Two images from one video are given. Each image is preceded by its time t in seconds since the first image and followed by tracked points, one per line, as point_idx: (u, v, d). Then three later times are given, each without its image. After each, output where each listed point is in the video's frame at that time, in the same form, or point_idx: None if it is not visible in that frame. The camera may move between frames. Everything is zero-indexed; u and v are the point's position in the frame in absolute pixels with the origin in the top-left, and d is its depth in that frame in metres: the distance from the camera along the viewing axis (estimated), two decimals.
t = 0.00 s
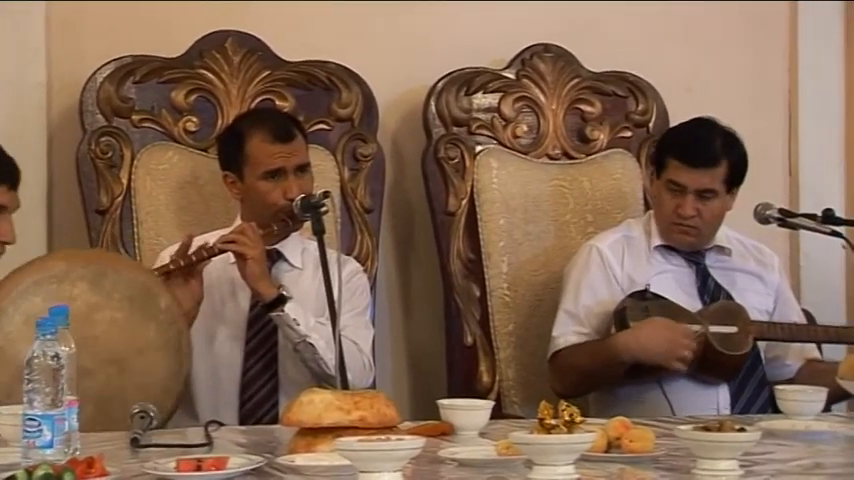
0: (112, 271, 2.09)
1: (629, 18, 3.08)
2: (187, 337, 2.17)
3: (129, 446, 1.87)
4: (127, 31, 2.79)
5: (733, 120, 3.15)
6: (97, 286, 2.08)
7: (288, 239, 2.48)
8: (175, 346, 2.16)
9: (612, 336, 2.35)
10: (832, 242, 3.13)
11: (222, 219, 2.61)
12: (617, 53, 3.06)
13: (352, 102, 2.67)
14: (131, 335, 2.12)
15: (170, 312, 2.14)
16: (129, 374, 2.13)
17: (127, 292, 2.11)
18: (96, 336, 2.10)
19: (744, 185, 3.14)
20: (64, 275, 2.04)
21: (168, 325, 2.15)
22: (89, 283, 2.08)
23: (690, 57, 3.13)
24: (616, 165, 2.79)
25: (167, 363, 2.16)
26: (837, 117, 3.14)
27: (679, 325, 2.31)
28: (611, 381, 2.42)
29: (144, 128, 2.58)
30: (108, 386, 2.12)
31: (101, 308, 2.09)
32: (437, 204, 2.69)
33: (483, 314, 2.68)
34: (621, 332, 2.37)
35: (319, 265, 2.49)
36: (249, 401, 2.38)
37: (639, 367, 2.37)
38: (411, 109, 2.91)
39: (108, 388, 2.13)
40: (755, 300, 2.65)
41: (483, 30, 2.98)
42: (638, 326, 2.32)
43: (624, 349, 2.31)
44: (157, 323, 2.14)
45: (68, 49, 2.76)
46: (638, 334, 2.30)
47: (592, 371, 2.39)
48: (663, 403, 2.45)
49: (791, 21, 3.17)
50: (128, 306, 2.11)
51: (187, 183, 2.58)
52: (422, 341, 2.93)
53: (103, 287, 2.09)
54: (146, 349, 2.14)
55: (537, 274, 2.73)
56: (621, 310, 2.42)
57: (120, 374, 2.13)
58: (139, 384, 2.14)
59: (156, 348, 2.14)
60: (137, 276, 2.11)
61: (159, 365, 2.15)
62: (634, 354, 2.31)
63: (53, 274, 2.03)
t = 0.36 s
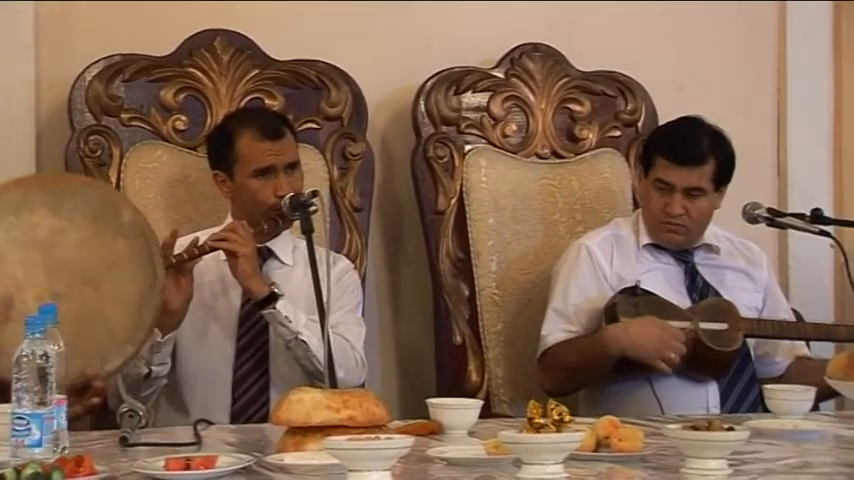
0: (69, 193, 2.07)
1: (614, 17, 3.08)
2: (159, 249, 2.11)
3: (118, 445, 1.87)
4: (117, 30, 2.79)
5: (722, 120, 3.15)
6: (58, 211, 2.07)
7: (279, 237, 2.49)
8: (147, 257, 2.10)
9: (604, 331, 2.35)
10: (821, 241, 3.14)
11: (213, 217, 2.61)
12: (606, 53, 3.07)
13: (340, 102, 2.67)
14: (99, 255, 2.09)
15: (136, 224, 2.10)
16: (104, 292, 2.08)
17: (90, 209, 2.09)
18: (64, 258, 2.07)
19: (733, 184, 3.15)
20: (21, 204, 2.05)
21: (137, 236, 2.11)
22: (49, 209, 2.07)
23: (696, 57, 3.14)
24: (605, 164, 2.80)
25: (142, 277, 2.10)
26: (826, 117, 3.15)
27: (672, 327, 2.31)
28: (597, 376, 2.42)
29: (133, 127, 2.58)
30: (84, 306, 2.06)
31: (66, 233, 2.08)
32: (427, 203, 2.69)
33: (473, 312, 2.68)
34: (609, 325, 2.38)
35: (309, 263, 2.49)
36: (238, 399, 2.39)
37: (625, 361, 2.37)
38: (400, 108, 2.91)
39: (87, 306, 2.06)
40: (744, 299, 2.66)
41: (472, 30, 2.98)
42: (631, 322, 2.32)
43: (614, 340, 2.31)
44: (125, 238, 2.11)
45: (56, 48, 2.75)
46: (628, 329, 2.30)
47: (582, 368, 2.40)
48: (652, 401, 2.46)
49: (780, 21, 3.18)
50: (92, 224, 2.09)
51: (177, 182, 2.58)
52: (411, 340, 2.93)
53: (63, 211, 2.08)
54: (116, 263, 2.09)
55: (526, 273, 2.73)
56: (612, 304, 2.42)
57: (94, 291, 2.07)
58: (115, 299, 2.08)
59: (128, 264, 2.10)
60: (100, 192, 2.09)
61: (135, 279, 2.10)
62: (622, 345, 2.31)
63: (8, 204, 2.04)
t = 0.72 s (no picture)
0: (42, 220, 2.13)
1: (615, 17, 3.10)
2: (129, 276, 2.15)
3: (109, 444, 1.86)
4: (107, 30, 2.79)
5: (713, 120, 3.16)
6: (27, 237, 2.13)
7: (269, 236, 2.49)
8: (118, 286, 2.15)
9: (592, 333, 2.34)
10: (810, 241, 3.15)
11: (203, 216, 2.61)
12: (596, 52, 3.07)
13: (330, 101, 2.68)
14: (71, 281, 2.14)
15: (107, 254, 2.16)
16: (73, 319, 2.13)
17: (60, 238, 2.15)
18: (34, 283, 2.12)
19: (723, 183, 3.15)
20: None
21: (108, 266, 2.15)
22: (19, 235, 2.12)
23: (697, 57, 3.16)
24: (595, 164, 2.80)
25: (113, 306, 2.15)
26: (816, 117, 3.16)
27: (660, 325, 2.31)
28: (590, 377, 2.42)
29: (123, 126, 2.58)
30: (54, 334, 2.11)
31: (35, 259, 2.13)
32: (417, 202, 2.69)
33: (462, 312, 2.69)
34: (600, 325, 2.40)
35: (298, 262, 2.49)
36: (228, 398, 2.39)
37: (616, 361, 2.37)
38: (390, 107, 2.91)
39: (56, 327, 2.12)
40: (733, 298, 2.66)
41: (463, 29, 2.99)
42: (617, 321, 2.32)
43: (603, 339, 2.31)
44: (95, 267, 2.15)
45: (45, 46, 2.75)
46: (618, 328, 2.30)
47: (572, 368, 2.40)
48: (640, 401, 2.47)
49: (770, 20, 3.19)
50: (62, 252, 2.14)
51: (167, 181, 2.58)
52: (401, 339, 2.93)
53: (33, 238, 2.13)
54: (87, 293, 2.15)
55: (516, 273, 2.73)
56: (602, 305, 2.44)
57: (66, 318, 2.13)
58: (86, 326, 2.13)
59: (99, 292, 2.15)
60: (69, 221, 2.15)
61: (106, 308, 2.15)
62: (612, 345, 2.30)
63: None
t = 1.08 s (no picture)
0: (21, 224, 2.08)
1: (614, 17, 3.10)
2: (107, 279, 2.12)
3: (104, 444, 1.86)
4: (102, 30, 2.79)
5: (709, 119, 3.16)
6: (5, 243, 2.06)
7: (264, 236, 2.49)
8: (96, 287, 2.11)
9: (587, 338, 2.35)
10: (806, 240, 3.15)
11: (198, 216, 2.61)
12: (592, 50, 3.07)
13: (325, 100, 2.68)
14: (47, 286, 2.07)
15: (85, 256, 2.11)
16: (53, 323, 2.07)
17: (37, 243, 2.08)
18: (13, 290, 2.05)
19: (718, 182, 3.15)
20: None
21: (86, 268, 2.10)
22: None
23: (698, 57, 3.17)
24: (591, 163, 2.80)
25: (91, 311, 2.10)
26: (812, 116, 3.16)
27: (648, 315, 2.33)
28: (585, 380, 2.43)
29: (118, 126, 2.58)
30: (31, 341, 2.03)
31: (12, 266, 2.06)
32: (412, 201, 2.69)
33: (458, 311, 2.69)
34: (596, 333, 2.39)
35: (294, 262, 2.49)
36: (224, 397, 2.39)
37: (616, 365, 2.38)
38: (386, 107, 2.91)
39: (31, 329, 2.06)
40: (728, 297, 2.67)
41: (460, 29, 2.99)
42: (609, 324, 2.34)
43: (600, 349, 2.32)
44: (73, 271, 2.10)
45: (41, 46, 2.75)
46: (613, 333, 2.32)
47: (567, 371, 2.41)
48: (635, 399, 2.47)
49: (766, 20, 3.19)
50: (40, 257, 2.08)
51: (162, 180, 2.58)
52: (396, 338, 2.93)
53: (12, 243, 2.07)
54: (65, 296, 2.09)
55: (512, 272, 2.73)
56: (596, 308, 2.44)
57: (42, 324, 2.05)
58: (64, 331, 2.07)
59: (75, 294, 2.09)
60: (46, 225, 2.09)
61: (83, 313, 2.09)
62: (610, 354, 2.32)
63: None
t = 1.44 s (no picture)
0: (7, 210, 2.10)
1: (614, 16, 3.10)
2: (102, 249, 2.16)
3: (109, 442, 1.87)
4: (105, 29, 2.79)
5: (712, 117, 3.16)
6: None
7: (267, 234, 2.49)
8: (95, 261, 2.15)
9: (588, 340, 2.35)
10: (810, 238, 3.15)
11: (202, 215, 2.61)
12: (593, 50, 3.07)
13: (330, 98, 2.68)
14: (51, 267, 2.13)
15: (77, 232, 2.15)
16: (65, 294, 2.13)
17: (26, 226, 2.12)
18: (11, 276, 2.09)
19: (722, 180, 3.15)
20: None
21: (81, 242, 2.15)
22: None
23: (696, 57, 3.16)
24: (595, 161, 2.80)
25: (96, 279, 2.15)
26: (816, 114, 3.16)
27: (659, 339, 2.31)
28: (587, 379, 2.42)
29: (122, 124, 2.58)
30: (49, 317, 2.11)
31: (11, 253, 2.10)
32: (416, 199, 2.69)
33: (462, 308, 2.69)
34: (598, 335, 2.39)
35: (297, 260, 2.50)
36: (229, 396, 2.40)
37: (615, 369, 2.38)
38: (390, 105, 2.91)
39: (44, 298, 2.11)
40: (732, 295, 2.66)
41: (463, 28, 2.99)
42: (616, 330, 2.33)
43: (602, 350, 2.32)
44: (69, 245, 2.14)
45: (45, 44, 2.75)
46: (616, 337, 2.31)
47: (570, 372, 2.40)
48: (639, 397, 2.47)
49: (769, 18, 3.19)
50: (33, 241, 2.12)
51: (166, 178, 2.58)
52: (400, 336, 2.93)
53: None
54: (69, 274, 2.14)
55: (516, 270, 2.73)
56: (599, 313, 2.44)
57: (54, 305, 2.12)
58: (75, 305, 2.13)
59: (78, 271, 2.14)
60: (35, 207, 2.13)
61: (89, 283, 2.14)
62: (611, 357, 2.32)
63: None
